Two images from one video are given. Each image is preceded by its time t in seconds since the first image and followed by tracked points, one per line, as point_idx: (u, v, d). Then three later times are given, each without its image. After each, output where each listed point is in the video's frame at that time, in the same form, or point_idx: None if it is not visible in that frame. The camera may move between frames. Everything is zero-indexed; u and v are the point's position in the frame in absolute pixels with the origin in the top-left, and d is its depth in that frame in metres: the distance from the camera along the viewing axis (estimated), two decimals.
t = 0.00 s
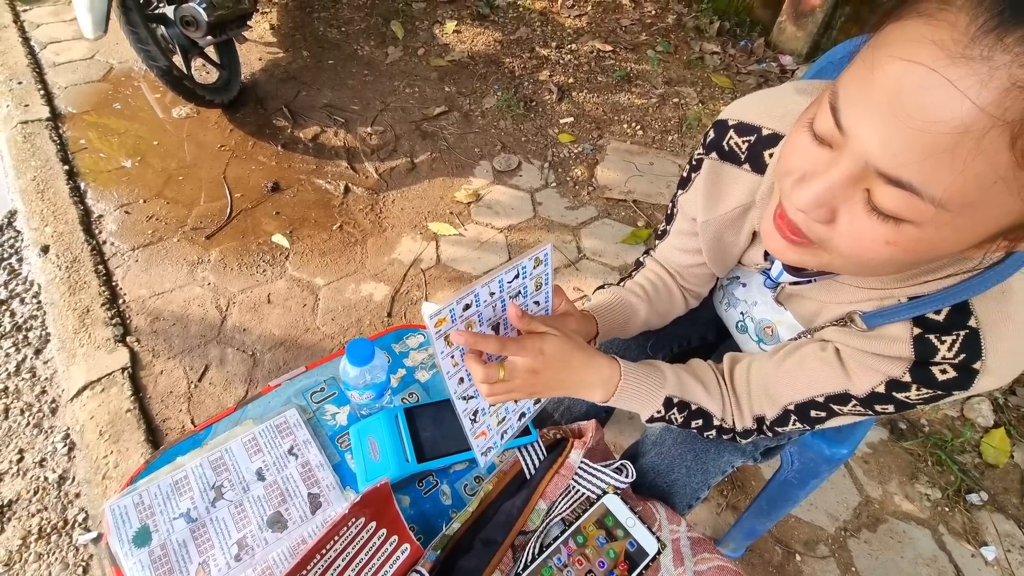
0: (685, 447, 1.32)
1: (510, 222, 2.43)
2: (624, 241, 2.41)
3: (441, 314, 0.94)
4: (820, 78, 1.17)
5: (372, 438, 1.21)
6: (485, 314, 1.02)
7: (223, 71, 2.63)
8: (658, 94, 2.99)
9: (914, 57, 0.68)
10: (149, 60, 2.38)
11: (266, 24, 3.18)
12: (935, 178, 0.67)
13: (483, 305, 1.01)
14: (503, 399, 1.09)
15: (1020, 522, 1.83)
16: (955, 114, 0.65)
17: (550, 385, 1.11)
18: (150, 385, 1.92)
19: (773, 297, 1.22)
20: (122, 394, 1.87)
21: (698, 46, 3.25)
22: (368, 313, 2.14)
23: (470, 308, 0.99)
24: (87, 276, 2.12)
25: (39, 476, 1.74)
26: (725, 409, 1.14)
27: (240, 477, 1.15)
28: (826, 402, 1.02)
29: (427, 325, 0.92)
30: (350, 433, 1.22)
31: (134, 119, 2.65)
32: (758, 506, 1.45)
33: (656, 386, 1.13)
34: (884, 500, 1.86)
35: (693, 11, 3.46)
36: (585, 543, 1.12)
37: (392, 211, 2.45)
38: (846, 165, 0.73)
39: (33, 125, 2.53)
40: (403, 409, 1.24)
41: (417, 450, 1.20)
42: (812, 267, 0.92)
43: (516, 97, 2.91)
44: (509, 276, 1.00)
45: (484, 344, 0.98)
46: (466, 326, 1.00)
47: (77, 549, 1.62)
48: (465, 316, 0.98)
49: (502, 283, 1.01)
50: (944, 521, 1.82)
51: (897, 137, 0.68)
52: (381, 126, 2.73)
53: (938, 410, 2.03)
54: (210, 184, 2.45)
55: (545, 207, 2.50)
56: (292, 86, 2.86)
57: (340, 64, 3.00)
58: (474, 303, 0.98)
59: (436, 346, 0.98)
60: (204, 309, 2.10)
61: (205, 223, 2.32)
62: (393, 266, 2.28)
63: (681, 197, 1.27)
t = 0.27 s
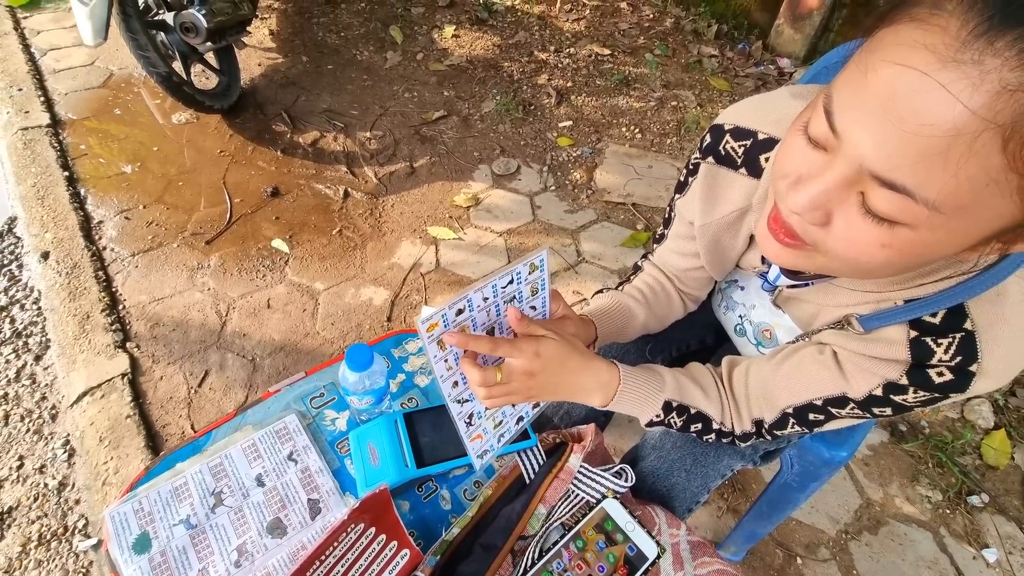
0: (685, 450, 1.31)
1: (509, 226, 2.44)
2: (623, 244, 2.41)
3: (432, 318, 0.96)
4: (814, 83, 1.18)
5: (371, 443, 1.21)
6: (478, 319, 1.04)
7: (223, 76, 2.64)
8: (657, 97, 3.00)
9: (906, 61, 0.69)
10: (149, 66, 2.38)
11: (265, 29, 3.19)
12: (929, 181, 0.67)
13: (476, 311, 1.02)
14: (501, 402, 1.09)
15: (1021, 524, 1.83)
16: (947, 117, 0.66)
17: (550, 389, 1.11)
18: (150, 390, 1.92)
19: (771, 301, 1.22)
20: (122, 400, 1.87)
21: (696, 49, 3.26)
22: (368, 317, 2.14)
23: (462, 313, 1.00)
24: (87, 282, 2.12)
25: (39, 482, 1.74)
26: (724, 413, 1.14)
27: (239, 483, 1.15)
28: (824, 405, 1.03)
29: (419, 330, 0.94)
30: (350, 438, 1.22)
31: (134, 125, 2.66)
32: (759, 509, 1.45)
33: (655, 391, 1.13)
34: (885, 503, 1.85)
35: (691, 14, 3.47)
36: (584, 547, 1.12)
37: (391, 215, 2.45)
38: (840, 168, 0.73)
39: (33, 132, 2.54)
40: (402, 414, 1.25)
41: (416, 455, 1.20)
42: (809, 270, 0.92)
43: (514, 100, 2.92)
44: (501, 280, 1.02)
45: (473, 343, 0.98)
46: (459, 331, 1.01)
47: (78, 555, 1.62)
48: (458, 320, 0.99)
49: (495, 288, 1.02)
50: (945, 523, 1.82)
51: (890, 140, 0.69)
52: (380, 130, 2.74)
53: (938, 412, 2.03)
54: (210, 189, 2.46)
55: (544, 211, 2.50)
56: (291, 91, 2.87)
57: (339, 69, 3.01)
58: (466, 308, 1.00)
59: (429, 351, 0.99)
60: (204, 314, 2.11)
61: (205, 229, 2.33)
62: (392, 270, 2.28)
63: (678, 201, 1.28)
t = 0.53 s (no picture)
0: (683, 452, 1.32)
1: (508, 229, 2.44)
2: (622, 247, 2.42)
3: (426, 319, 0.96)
4: (811, 87, 1.19)
5: (371, 447, 1.21)
6: (475, 321, 1.04)
7: (222, 81, 2.65)
8: (655, 100, 3.01)
9: (899, 68, 0.70)
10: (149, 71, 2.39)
11: (265, 35, 3.20)
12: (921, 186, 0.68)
13: (471, 312, 1.02)
14: (501, 400, 1.09)
15: (1022, 525, 1.83)
16: (939, 123, 0.66)
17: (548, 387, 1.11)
18: (151, 395, 1.92)
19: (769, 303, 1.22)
20: (122, 406, 1.87)
21: (695, 52, 3.27)
22: (368, 321, 2.15)
23: (457, 314, 1.00)
24: (87, 287, 2.13)
25: (39, 488, 1.74)
26: (722, 413, 1.14)
27: (239, 488, 1.15)
28: (822, 408, 1.03)
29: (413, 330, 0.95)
30: (350, 442, 1.23)
31: (134, 130, 2.66)
32: (759, 511, 1.45)
33: (654, 390, 1.13)
34: (886, 505, 1.85)
35: (689, 18, 3.48)
36: (584, 551, 1.12)
37: (391, 219, 2.46)
38: (835, 173, 0.74)
39: (34, 137, 2.55)
40: (402, 418, 1.25)
41: (416, 459, 1.21)
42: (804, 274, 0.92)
43: (513, 104, 2.93)
44: (495, 282, 1.03)
45: (473, 341, 0.98)
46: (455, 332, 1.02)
47: (78, 561, 1.62)
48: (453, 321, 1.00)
49: (490, 290, 1.02)
50: (946, 525, 1.82)
51: (884, 145, 0.69)
52: (379, 135, 2.75)
53: (938, 413, 2.04)
54: (210, 194, 2.46)
55: (544, 214, 2.51)
56: (291, 96, 2.88)
57: (338, 73, 3.02)
58: (461, 309, 1.00)
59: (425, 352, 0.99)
60: (204, 319, 2.11)
61: (205, 233, 2.33)
62: (392, 274, 2.29)
63: (676, 205, 1.28)
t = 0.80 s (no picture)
0: (684, 453, 1.32)
1: (508, 232, 2.44)
2: (622, 249, 2.42)
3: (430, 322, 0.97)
4: (810, 90, 1.19)
5: (371, 450, 1.21)
6: (478, 324, 1.05)
7: (222, 85, 2.65)
8: (654, 102, 3.01)
9: (898, 73, 0.70)
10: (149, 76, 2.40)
11: (265, 38, 3.20)
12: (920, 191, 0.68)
13: (476, 315, 1.03)
14: (502, 403, 1.09)
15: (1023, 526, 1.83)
16: (938, 129, 0.67)
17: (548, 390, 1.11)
18: (151, 399, 1.92)
19: (769, 304, 1.22)
20: (122, 409, 1.87)
21: (693, 54, 3.28)
22: (368, 324, 2.15)
23: (461, 317, 1.01)
24: (87, 290, 2.13)
25: (39, 492, 1.74)
26: (722, 414, 1.14)
27: (240, 492, 1.15)
28: (822, 409, 1.03)
29: (416, 332, 0.96)
30: (350, 445, 1.22)
31: (134, 134, 2.67)
32: (760, 513, 1.45)
33: (654, 391, 1.13)
34: (886, 506, 1.85)
35: (688, 20, 3.49)
36: (585, 553, 1.12)
37: (390, 221, 2.46)
38: (834, 177, 0.74)
39: (34, 142, 2.55)
40: (402, 421, 1.24)
41: (416, 461, 1.20)
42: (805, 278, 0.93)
43: (513, 107, 2.93)
44: (501, 286, 1.03)
45: (472, 336, 0.98)
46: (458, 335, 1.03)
47: (78, 565, 1.62)
48: (457, 323, 1.01)
49: (495, 294, 1.03)
50: (947, 526, 1.82)
51: (883, 150, 0.70)
52: (379, 138, 2.75)
53: (938, 414, 2.04)
54: (210, 197, 2.47)
55: (543, 217, 2.51)
56: (291, 100, 2.89)
57: (338, 77, 3.02)
58: (465, 312, 1.01)
59: (427, 354, 1.00)
60: (205, 322, 2.11)
61: (205, 237, 2.33)
62: (392, 277, 2.29)
63: (676, 208, 1.28)
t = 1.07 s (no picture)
0: (685, 453, 1.32)
1: (508, 234, 2.45)
2: (622, 250, 2.42)
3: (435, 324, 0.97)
4: (808, 92, 1.20)
5: (374, 451, 1.21)
6: (482, 326, 1.05)
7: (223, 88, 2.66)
8: (654, 104, 3.02)
9: (892, 75, 0.71)
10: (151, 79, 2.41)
11: (266, 42, 3.21)
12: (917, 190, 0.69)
13: (479, 317, 1.03)
14: (504, 404, 1.09)
15: None
16: (933, 128, 0.68)
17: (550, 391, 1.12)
18: (152, 401, 1.93)
19: (769, 304, 1.22)
20: (124, 412, 1.87)
21: (693, 56, 3.29)
22: (369, 326, 2.15)
23: (466, 319, 1.01)
24: (89, 293, 2.13)
25: (40, 495, 1.74)
26: (723, 414, 1.15)
27: (242, 493, 1.16)
28: (822, 409, 1.03)
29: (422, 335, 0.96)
30: (352, 446, 1.23)
31: (135, 138, 2.68)
32: (761, 514, 1.45)
33: (656, 391, 1.13)
34: (888, 507, 1.85)
35: (687, 22, 3.51)
36: (586, 554, 1.13)
37: (391, 224, 2.47)
38: (832, 178, 0.75)
39: (36, 145, 2.56)
40: (404, 422, 1.25)
41: (418, 462, 1.20)
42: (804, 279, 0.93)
43: (513, 109, 2.94)
44: (505, 288, 1.03)
45: (477, 338, 0.99)
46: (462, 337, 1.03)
47: (80, 567, 1.62)
48: (461, 325, 1.01)
49: (498, 296, 1.03)
50: (948, 526, 1.82)
51: (879, 150, 0.70)
52: (380, 140, 2.76)
53: (939, 415, 2.04)
54: (211, 200, 2.47)
55: (544, 219, 2.52)
56: (291, 103, 2.89)
57: (338, 80, 3.03)
58: (469, 314, 1.01)
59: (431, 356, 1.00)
60: (206, 324, 2.12)
61: (206, 239, 2.34)
62: (393, 279, 2.29)
63: (676, 210, 1.29)
